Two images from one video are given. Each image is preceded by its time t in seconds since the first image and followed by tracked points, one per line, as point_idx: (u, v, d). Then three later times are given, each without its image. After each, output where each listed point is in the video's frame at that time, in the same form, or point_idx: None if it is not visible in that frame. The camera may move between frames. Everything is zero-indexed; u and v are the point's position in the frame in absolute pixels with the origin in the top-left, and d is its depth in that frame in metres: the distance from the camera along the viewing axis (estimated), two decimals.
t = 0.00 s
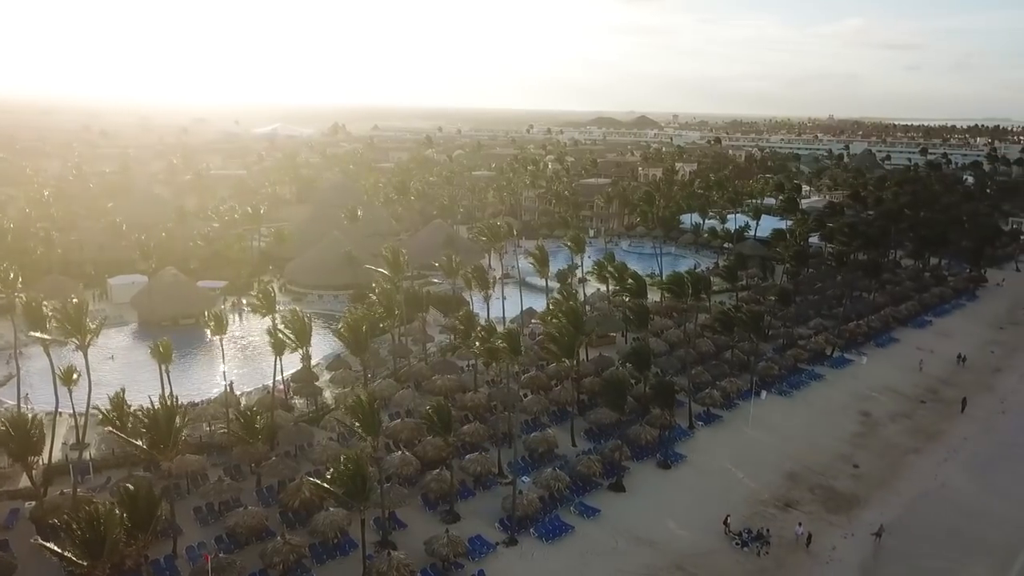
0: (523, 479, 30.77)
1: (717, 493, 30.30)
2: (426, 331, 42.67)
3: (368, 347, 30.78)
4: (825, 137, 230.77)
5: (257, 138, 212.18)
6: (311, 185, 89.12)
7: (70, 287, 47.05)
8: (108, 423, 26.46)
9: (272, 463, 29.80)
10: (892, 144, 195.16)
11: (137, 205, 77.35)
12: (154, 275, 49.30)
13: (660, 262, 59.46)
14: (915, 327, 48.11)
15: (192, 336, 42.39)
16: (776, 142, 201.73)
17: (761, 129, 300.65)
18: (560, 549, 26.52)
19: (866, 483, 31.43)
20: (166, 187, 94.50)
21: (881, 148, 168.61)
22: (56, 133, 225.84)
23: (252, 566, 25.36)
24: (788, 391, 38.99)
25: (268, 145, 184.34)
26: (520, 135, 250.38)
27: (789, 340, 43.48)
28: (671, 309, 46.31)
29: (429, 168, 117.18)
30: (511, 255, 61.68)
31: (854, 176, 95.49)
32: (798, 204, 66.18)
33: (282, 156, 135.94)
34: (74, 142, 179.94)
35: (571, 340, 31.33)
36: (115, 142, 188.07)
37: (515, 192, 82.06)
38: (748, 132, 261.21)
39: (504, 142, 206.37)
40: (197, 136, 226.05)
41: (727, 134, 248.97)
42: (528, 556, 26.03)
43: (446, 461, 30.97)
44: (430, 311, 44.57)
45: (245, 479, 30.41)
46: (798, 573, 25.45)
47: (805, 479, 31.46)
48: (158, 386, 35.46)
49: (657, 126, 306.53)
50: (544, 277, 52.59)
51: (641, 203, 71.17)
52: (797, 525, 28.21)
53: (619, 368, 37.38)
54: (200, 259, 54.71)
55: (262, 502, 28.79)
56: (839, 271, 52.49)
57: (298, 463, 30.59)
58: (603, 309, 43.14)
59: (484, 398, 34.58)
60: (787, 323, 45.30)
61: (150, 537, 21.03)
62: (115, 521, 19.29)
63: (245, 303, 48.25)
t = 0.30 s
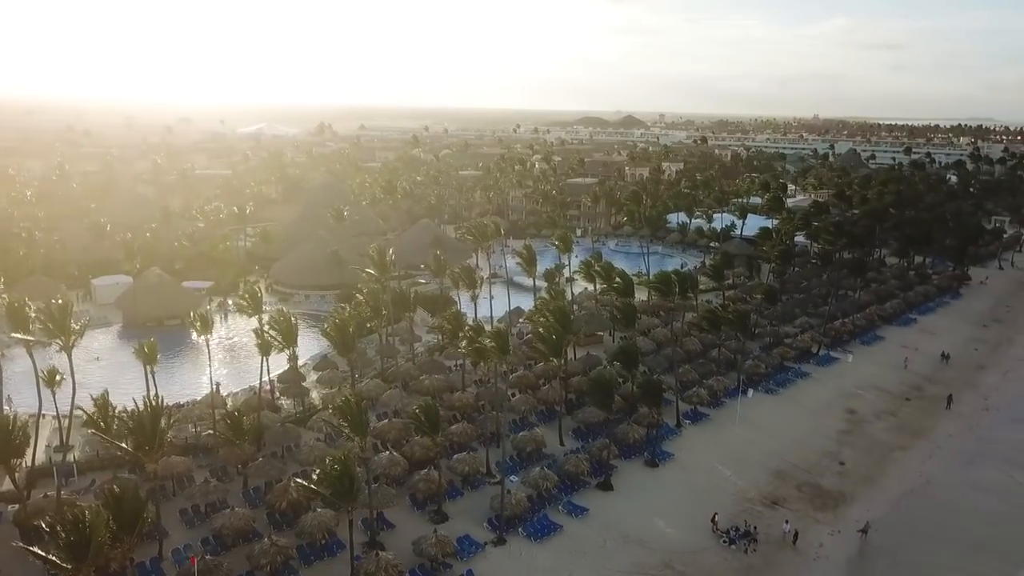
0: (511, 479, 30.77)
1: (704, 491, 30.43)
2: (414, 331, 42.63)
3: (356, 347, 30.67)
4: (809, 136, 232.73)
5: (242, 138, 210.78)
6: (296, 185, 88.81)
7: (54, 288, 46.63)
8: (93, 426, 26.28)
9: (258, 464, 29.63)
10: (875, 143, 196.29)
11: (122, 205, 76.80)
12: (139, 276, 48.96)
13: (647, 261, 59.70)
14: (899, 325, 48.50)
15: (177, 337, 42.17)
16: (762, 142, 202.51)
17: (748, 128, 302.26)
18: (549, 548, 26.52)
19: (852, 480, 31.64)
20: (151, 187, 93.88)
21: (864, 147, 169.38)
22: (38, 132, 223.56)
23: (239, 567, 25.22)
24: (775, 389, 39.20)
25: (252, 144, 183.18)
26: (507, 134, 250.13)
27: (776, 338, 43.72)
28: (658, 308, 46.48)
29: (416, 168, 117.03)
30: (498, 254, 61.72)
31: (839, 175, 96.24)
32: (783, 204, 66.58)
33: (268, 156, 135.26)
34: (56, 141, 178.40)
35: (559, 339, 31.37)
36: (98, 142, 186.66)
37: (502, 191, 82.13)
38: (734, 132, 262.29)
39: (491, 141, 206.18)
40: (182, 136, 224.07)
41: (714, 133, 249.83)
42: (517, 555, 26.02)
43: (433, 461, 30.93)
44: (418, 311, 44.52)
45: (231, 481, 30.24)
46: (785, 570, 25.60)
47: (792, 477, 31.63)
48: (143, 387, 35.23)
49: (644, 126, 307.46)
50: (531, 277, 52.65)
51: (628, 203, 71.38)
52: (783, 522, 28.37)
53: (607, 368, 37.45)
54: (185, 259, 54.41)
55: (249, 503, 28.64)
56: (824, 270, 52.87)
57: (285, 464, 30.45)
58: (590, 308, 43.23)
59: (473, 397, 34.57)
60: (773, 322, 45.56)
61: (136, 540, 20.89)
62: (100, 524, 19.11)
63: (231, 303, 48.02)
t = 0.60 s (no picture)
0: (498, 478, 30.79)
1: (690, 489, 30.57)
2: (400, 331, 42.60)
3: (341, 347, 30.60)
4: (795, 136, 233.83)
5: (227, 138, 209.27)
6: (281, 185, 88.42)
7: (35, 289, 46.12)
8: (76, 428, 26.05)
9: (243, 466, 29.48)
10: (858, 142, 197.83)
11: (104, 206, 76.12)
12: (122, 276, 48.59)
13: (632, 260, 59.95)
14: (883, 323, 48.93)
15: (160, 337, 41.92)
16: (746, 141, 203.57)
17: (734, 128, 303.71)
18: (535, 547, 26.55)
19: (837, 477, 31.85)
20: (134, 187, 93.14)
21: (847, 147, 170.79)
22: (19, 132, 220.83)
23: (225, 570, 25.07)
24: (760, 387, 39.44)
25: (237, 144, 182.01)
26: (494, 134, 249.94)
27: (761, 337, 44.00)
28: (644, 307, 46.67)
29: (402, 168, 116.89)
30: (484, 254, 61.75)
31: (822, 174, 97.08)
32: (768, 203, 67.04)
33: (252, 155, 134.51)
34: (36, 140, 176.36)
35: (545, 338, 31.43)
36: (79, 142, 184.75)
37: (488, 191, 82.18)
38: (721, 132, 263.28)
39: (473, 141, 204.81)
40: (166, 136, 222.31)
41: (701, 134, 250.73)
42: (504, 554, 26.03)
43: (420, 461, 30.89)
44: (404, 310, 44.52)
45: (216, 482, 30.07)
46: (770, 567, 25.76)
47: (777, 475, 31.82)
48: (127, 389, 34.97)
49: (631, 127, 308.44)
50: (517, 276, 52.70)
51: (614, 202, 71.61)
52: (769, 519, 28.53)
53: (593, 367, 37.55)
54: (169, 260, 54.04)
55: (234, 505, 28.48)
56: (809, 268, 53.28)
57: (270, 465, 30.30)
58: (576, 307, 43.33)
59: (459, 397, 34.55)
60: (758, 320, 45.85)
61: (119, 542, 20.71)
62: (83, 527, 18.97)
63: (215, 304, 47.78)
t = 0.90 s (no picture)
0: (484, 478, 30.78)
1: (676, 487, 30.72)
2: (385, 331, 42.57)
3: (325, 347, 30.48)
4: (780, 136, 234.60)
5: (210, 138, 207.48)
6: (264, 185, 87.97)
7: (14, 291, 45.63)
8: (57, 430, 25.80)
9: (227, 467, 29.30)
10: (840, 142, 199.27)
11: (84, 206, 75.38)
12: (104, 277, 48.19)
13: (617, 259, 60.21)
14: (866, 321, 49.39)
15: (142, 339, 41.65)
16: (730, 142, 204.69)
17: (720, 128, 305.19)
18: (521, 547, 26.58)
19: (820, 474, 32.10)
20: (115, 188, 92.35)
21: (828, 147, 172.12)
22: None
23: (208, 572, 24.91)
24: (744, 385, 39.71)
25: (220, 144, 180.58)
26: (480, 135, 249.43)
27: (745, 335, 44.31)
28: (629, 306, 46.85)
29: (386, 168, 116.65)
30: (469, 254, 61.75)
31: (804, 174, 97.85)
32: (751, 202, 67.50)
33: (235, 155, 133.73)
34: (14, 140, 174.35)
35: (531, 337, 31.48)
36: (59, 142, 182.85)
37: (472, 191, 82.20)
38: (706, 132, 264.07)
39: (457, 142, 204.55)
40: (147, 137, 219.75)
41: (684, 133, 251.62)
42: (490, 554, 26.03)
43: (405, 461, 30.83)
44: (389, 310, 44.49)
45: (200, 484, 29.87)
46: (755, 564, 25.93)
47: (761, 472, 32.01)
48: (109, 391, 34.72)
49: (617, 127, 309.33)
50: (502, 276, 52.78)
51: (599, 202, 71.83)
52: (754, 517, 28.71)
53: (578, 366, 37.65)
54: (151, 261, 53.64)
55: (218, 507, 28.30)
56: (792, 267, 53.71)
57: (254, 466, 30.14)
58: (561, 307, 43.43)
59: (445, 397, 34.53)
60: (742, 319, 46.16)
61: (101, 545, 20.53)
62: (64, 530, 18.79)
63: (198, 304, 47.50)
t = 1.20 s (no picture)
0: (468, 477, 30.80)
1: (659, 484, 30.89)
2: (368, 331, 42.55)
3: (308, 347, 30.36)
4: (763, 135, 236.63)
5: (190, 138, 205.50)
6: (246, 184, 87.46)
7: None
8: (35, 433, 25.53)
9: (209, 469, 29.12)
10: (820, 141, 200.77)
11: (62, 207, 74.55)
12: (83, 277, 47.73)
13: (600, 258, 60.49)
14: (847, 318, 49.88)
15: (122, 340, 41.36)
16: (712, 141, 205.33)
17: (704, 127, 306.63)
18: (506, 545, 26.63)
19: (802, 471, 32.37)
20: (93, 188, 91.45)
21: (809, 146, 173.47)
22: None
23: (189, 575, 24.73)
24: (726, 382, 39.99)
25: (200, 144, 178.90)
26: (464, 134, 248.61)
27: (727, 333, 44.64)
28: (612, 305, 47.06)
29: (369, 167, 116.41)
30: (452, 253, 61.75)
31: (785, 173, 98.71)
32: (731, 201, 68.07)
33: (216, 155, 132.82)
34: None
35: (514, 337, 31.52)
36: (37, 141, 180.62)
37: (455, 190, 82.27)
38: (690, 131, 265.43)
39: (439, 141, 204.17)
40: (128, 136, 217.57)
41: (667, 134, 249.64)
42: (474, 554, 26.04)
43: (389, 461, 30.78)
44: (372, 310, 44.49)
45: (181, 486, 29.66)
46: (737, 560, 26.12)
47: (744, 469, 32.23)
48: (89, 393, 34.45)
49: (601, 126, 310.06)
50: (485, 275, 52.83)
51: (582, 201, 72.10)
52: (736, 513, 28.93)
53: (562, 364, 37.75)
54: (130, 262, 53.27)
55: (200, 509, 28.12)
56: (774, 265, 54.15)
57: (237, 467, 29.97)
58: (545, 305, 43.54)
59: (428, 397, 34.52)
60: (724, 317, 46.50)
61: (80, 548, 20.36)
62: (42, 534, 18.61)
63: (179, 305, 47.20)
